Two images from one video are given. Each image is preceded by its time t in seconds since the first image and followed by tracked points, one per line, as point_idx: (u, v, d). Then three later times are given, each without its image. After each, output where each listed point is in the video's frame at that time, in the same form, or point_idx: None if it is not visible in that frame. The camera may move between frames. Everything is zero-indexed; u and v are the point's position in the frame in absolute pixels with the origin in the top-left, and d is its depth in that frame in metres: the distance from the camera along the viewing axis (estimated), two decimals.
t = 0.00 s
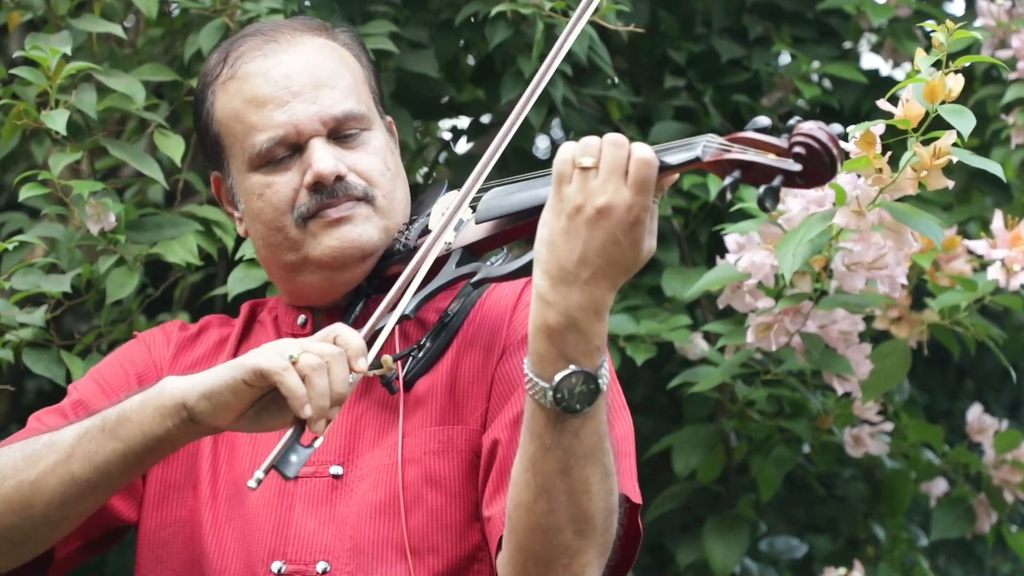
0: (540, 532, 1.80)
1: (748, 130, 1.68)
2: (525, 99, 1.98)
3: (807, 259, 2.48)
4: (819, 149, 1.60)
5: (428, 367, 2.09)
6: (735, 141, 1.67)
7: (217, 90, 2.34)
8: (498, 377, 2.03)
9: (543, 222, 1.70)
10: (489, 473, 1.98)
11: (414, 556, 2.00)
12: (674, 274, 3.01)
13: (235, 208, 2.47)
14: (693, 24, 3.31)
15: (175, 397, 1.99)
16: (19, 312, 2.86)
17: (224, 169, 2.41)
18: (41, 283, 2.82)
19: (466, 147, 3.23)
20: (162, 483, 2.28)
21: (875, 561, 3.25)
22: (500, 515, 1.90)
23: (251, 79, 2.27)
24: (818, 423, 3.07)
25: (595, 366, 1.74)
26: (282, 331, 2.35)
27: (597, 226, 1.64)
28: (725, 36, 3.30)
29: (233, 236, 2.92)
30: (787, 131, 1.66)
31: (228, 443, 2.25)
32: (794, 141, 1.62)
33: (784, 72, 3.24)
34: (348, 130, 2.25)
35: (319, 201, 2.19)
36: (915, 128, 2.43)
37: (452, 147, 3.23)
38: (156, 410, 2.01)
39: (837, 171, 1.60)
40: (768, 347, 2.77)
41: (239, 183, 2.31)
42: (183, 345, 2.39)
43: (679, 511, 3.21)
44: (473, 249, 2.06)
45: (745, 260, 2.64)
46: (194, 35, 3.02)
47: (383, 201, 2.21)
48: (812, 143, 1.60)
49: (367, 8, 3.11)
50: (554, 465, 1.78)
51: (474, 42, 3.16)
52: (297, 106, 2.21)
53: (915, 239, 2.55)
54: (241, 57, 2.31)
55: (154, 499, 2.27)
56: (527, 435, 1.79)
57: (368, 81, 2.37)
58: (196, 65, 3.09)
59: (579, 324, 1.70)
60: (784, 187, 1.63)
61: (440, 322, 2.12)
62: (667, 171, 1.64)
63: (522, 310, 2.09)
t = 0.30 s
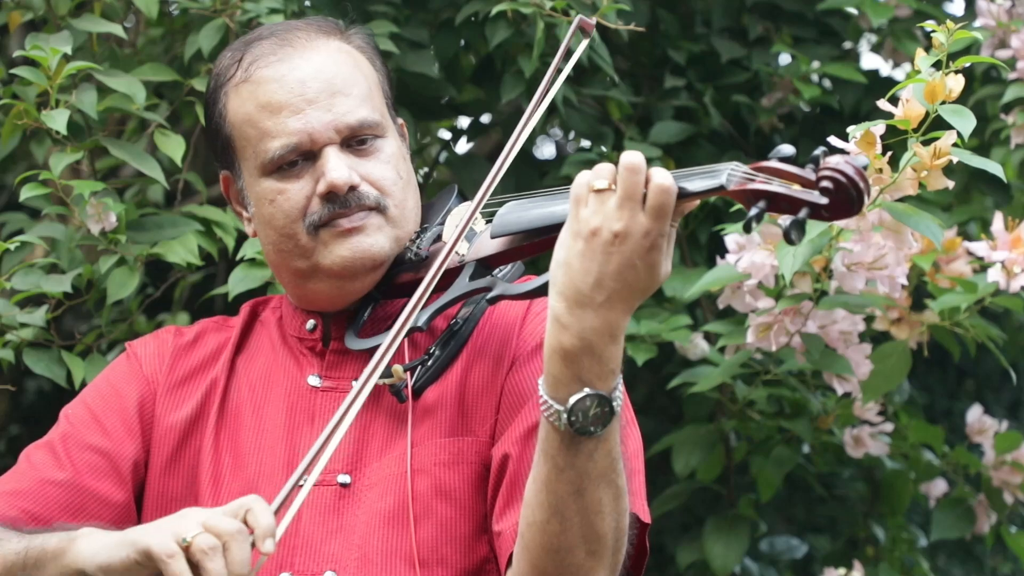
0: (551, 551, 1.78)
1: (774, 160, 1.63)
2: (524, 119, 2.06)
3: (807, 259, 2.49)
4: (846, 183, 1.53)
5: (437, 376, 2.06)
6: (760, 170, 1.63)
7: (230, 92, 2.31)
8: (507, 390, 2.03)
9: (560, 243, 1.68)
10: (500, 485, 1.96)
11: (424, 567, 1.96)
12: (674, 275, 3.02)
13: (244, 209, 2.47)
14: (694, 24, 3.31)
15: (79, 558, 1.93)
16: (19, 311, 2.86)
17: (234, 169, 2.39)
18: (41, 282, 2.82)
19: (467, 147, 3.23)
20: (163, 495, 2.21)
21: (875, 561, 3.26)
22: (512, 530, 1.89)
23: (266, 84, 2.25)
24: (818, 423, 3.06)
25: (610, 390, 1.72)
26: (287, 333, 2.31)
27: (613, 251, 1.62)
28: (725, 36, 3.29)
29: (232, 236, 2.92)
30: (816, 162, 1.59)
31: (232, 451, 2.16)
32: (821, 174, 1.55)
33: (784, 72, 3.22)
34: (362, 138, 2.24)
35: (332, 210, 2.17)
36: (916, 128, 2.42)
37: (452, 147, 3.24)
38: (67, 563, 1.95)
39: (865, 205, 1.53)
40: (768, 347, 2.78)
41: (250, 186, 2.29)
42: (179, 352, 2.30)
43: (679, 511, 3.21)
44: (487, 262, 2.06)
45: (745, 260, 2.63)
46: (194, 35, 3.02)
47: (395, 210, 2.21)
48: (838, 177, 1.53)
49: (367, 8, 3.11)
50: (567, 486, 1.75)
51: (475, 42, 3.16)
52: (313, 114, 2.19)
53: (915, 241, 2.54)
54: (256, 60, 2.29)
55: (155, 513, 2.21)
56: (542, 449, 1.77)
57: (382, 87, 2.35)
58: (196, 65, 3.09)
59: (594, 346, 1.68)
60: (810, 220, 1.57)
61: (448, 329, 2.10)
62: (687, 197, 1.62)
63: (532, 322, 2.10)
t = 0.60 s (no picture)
0: (563, 530, 1.77)
1: (774, 132, 1.67)
2: (540, 98, 1.98)
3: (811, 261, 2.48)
4: (848, 150, 1.58)
5: (439, 369, 2.07)
6: (762, 142, 1.66)
7: (229, 89, 2.32)
8: (511, 377, 2.02)
9: (568, 223, 1.68)
10: (504, 474, 1.95)
11: (429, 556, 1.96)
12: (674, 275, 3.02)
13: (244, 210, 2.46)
14: (694, 24, 3.31)
15: (188, 397, 1.91)
16: (19, 312, 2.86)
17: (235, 168, 2.38)
18: (41, 283, 2.82)
19: (467, 147, 3.23)
20: (170, 487, 2.21)
21: (874, 561, 3.26)
22: (518, 515, 1.86)
23: (265, 78, 2.25)
24: (818, 423, 3.06)
25: (620, 367, 1.72)
26: (290, 331, 2.33)
27: (624, 227, 1.63)
28: (725, 36, 3.29)
29: (233, 236, 2.92)
30: (815, 133, 1.63)
31: (238, 444, 2.19)
32: (823, 141, 1.60)
33: (784, 73, 3.22)
34: (362, 131, 2.23)
35: (333, 201, 2.17)
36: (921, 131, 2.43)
37: (452, 147, 3.24)
38: (170, 412, 1.93)
39: (867, 171, 1.58)
40: (770, 347, 2.78)
41: (250, 183, 2.29)
42: (188, 346, 2.33)
43: (679, 511, 3.21)
44: (489, 250, 2.07)
45: (747, 260, 2.65)
46: (194, 35, 3.02)
47: (395, 202, 2.20)
48: (840, 144, 1.57)
49: (367, 8, 3.11)
50: (579, 466, 1.75)
51: (475, 42, 3.16)
52: (312, 106, 2.19)
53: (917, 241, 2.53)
54: (255, 56, 2.29)
55: (162, 503, 2.20)
56: (552, 430, 1.77)
57: (380, 83, 2.35)
58: (196, 65, 3.09)
59: (604, 324, 1.68)
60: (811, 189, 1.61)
61: (450, 323, 2.11)
62: (691, 172, 1.64)
63: (534, 309, 2.08)
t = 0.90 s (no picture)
0: (582, 546, 1.77)
1: (803, 156, 1.66)
2: (541, 105, 2.03)
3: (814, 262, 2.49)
4: (880, 177, 1.57)
5: (454, 377, 2.05)
6: (791, 166, 1.66)
7: (247, 94, 2.31)
8: (526, 388, 2.02)
9: (593, 240, 1.69)
10: (521, 484, 1.96)
11: (443, 566, 1.97)
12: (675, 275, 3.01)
13: (258, 211, 2.46)
14: (694, 24, 3.31)
15: (161, 505, 1.89)
16: (19, 311, 2.86)
17: (250, 171, 2.38)
18: (41, 283, 2.82)
19: (467, 147, 3.23)
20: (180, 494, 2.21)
21: (874, 561, 3.26)
22: (535, 528, 1.88)
23: (285, 85, 2.24)
24: (818, 423, 3.05)
25: (642, 385, 1.73)
26: (301, 333, 2.30)
27: (651, 247, 1.64)
28: (725, 36, 3.29)
29: (233, 236, 2.92)
30: (846, 158, 1.63)
31: (246, 449, 2.18)
32: (856, 168, 1.60)
33: (784, 72, 3.23)
34: (381, 140, 2.23)
35: (352, 211, 2.17)
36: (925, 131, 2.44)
37: (452, 148, 3.24)
38: (140, 518, 1.92)
39: (898, 199, 1.57)
40: (772, 348, 2.78)
41: (266, 188, 2.29)
42: (194, 350, 2.31)
43: (679, 511, 3.21)
44: (509, 261, 2.07)
45: (750, 261, 2.65)
46: (194, 35, 3.02)
47: (413, 212, 2.20)
48: (873, 171, 1.57)
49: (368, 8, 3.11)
50: (600, 483, 1.75)
51: (475, 43, 3.16)
52: (333, 116, 2.19)
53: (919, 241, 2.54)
54: (275, 62, 2.28)
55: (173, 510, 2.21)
56: (574, 446, 1.76)
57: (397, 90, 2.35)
58: (196, 65, 3.09)
59: (628, 342, 1.69)
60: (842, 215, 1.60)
61: (465, 329, 2.08)
62: (719, 194, 1.66)
63: (549, 320, 2.09)
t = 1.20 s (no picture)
0: (585, 531, 1.77)
1: (808, 140, 1.67)
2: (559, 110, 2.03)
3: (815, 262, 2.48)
4: (885, 158, 1.58)
5: (460, 370, 2.06)
6: (796, 150, 1.66)
7: (253, 87, 2.32)
8: (532, 380, 2.02)
9: (598, 223, 1.70)
10: (526, 475, 1.95)
11: (451, 558, 1.96)
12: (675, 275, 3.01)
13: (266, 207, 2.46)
14: (694, 25, 3.31)
15: (176, 443, 1.89)
16: (19, 311, 2.85)
17: (256, 166, 2.39)
18: (42, 283, 2.82)
19: (467, 147, 3.23)
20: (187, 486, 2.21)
21: (875, 561, 3.26)
22: (539, 516, 1.88)
23: (290, 76, 2.25)
24: (819, 424, 3.05)
25: (645, 366, 1.72)
26: (308, 332, 2.31)
27: (652, 227, 1.64)
28: (725, 36, 3.29)
29: (233, 236, 2.92)
30: (850, 141, 1.64)
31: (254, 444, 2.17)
32: (860, 149, 1.60)
33: (785, 72, 3.24)
34: (385, 130, 2.24)
35: (355, 198, 2.17)
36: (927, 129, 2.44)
37: (452, 147, 3.24)
38: (157, 455, 1.92)
39: (904, 180, 1.58)
40: (773, 348, 2.77)
41: (273, 180, 2.29)
42: (204, 347, 2.31)
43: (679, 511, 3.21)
44: (514, 252, 2.06)
45: (751, 261, 2.65)
46: (194, 35, 3.02)
47: (417, 201, 2.20)
48: (877, 152, 1.58)
49: (368, 8, 3.11)
50: (600, 466, 1.75)
51: (475, 42, 3.16)
52: (336, 104, 2.20)
53: (921, 241, 2.54)
54: (280, 55, 2.29)
55: (180, 503, 2.20)
56: (577, 429, 1.77)
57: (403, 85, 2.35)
58: (196, 66, 3.09)
59: (632, 324, 1.69)
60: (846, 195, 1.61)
61: (471, 324, 2.09)
62: (722, 178, 1.63)
63: (556, 313, 2.08)
